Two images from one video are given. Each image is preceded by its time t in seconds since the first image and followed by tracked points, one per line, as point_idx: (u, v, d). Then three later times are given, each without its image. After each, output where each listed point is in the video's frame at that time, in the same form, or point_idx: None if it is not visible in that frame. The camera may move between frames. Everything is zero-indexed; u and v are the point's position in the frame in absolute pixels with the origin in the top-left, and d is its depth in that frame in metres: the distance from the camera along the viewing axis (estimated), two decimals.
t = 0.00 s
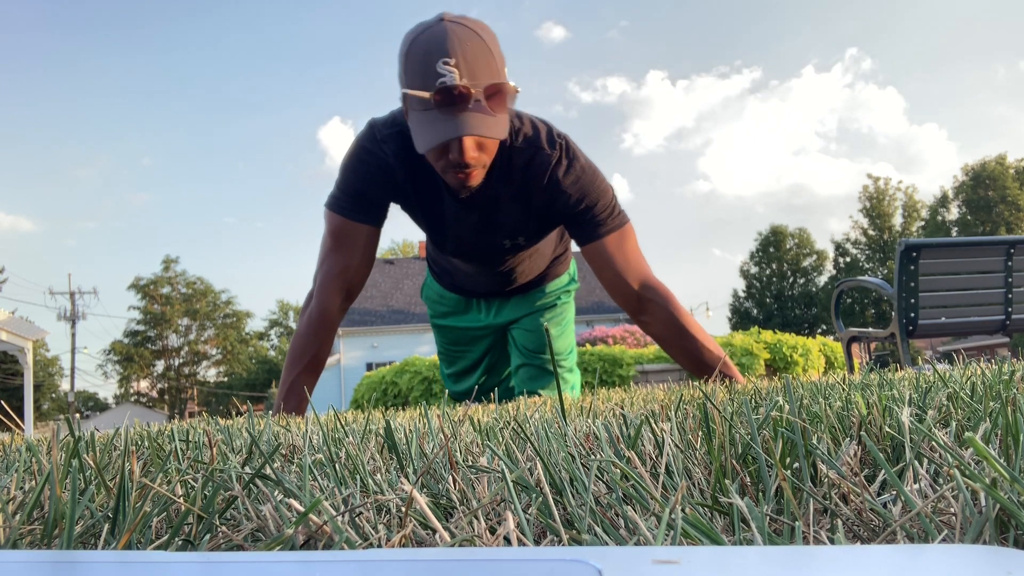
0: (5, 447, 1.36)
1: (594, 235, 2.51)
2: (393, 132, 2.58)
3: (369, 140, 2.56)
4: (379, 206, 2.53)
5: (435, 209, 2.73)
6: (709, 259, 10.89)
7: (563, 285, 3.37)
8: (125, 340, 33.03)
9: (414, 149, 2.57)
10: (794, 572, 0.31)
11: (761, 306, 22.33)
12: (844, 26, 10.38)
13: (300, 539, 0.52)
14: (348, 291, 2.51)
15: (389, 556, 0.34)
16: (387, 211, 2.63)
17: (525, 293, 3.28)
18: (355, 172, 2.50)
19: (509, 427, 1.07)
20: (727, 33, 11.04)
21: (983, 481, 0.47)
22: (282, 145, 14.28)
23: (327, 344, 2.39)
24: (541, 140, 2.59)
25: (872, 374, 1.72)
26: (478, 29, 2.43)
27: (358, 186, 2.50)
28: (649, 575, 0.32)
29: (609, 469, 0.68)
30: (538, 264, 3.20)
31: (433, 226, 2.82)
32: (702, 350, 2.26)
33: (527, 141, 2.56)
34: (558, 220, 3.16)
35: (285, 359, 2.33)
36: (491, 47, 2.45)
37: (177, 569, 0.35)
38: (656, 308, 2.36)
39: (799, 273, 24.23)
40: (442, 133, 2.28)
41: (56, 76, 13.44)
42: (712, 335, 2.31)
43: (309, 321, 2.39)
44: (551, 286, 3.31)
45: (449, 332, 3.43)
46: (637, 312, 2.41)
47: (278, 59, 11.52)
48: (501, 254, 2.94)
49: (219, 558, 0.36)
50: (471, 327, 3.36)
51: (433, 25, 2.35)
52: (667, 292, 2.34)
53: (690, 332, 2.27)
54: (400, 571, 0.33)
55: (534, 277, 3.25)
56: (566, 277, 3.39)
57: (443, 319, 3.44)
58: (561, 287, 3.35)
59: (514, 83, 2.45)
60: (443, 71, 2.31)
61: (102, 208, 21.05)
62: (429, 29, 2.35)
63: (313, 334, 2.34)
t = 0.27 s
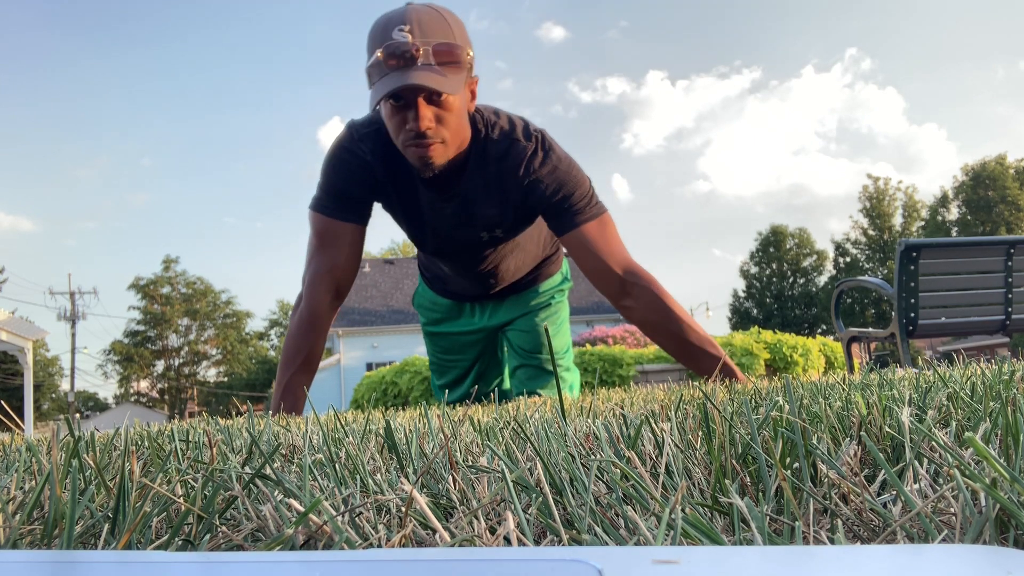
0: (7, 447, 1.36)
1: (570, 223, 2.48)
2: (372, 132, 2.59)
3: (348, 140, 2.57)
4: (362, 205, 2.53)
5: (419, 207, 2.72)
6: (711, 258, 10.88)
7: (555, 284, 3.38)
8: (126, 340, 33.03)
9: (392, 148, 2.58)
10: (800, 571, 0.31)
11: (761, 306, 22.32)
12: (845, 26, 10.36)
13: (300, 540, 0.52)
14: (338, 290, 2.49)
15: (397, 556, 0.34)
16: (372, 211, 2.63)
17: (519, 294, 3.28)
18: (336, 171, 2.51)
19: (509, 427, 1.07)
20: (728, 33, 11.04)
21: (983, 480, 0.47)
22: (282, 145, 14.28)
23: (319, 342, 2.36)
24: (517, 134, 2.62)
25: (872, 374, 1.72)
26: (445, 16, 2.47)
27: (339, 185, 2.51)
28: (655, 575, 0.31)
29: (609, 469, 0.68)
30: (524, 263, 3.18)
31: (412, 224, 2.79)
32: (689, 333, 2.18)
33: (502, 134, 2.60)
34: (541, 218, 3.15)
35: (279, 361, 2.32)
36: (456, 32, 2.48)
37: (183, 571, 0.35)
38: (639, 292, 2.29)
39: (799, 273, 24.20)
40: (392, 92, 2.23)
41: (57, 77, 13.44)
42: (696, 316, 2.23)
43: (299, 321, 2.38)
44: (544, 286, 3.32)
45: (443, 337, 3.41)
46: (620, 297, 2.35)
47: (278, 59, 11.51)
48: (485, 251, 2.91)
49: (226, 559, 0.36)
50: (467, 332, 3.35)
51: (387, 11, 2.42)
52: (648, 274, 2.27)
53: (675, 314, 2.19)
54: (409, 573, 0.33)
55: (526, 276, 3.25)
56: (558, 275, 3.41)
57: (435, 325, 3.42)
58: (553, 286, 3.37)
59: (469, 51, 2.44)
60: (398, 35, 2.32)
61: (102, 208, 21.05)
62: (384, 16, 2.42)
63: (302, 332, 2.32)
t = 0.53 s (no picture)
0: (6, 447, 1.36)
1: (577, 235, 2.52)
2: (384, 133, 2.58)
3: (361, 140, 2.56)
4: (371, 207, 2.52)
5: (427, 210, 2.71)
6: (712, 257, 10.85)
7: (553, 284, 3.37)
8: (126, 340, 33.03)
9: (404, 150, 2.57)
10: (797, 572, 0.31)
11: (761, 306, 22.30)
12: (845, 26, 10.35)
13: (299, 539, 0.52)
14: (342, 291, 2.49)
15: (395, 552, 0.34)
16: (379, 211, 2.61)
17: (518, 295, 3.27)
18: (348, 171, 2.49)
19: (509, 427, 1.07)
20: (727, 33, 11.03)
21: (984, 480, 0.47)
22: (282, 145, 14.28)
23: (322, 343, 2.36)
24: (532, 142, 2.63)
25: (872, 374, 1.72)
26: (477, 20, 2.48)
27: (349, 185, 2.49)
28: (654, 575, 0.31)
29: (608, 469, 0.68)
30: (526, 266, 3.17)
31: (421, 226, 2.79)
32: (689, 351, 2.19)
33: (518, 141, 2.60)
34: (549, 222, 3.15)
35: (281, 360, 2.32)
36: (486, 37, 2.48)
37: (177, 567, 0.35)
38: (644, 308, 2.32)
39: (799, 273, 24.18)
40: (419, 89, 2.22)
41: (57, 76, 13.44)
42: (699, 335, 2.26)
43: (302, 321, 2.38)
44: (542, 287, 3.31)
45: (442, 338, 3.42)
46: (624, 312, 2.38)
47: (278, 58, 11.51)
48: (491, 255, 2.91)
49: (220, 557, 0.36)
50: (466, 333, 3.35)
51: (422, 11, 2.44)
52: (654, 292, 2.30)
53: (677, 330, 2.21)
54: (402, 570, 0.33)
55: (526, 278, 3.24)
56: (557, 276, 3.40)
57: (436, 326, 3.42)
58: (552, 286, 3.35)
59: (499, 56, 2.46)
60: (430, 34, 2.34)
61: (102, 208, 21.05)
62: (418, 15, 2.45)
63: (305, 334, 2.32)
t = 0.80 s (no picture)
0: (6, 447, 1.36)
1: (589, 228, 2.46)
2: (393, 132, 2.56)
3: (369, 140, 2.55)
4: (380, 207, 2.51)
5: (438, 207, 2.70)
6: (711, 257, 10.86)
7: (563, 285, 3.34)
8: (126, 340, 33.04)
9: (413, 148, 2.55)
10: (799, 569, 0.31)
11: (761, 306, 22.31)
12: (844, 26, 10.36)
13: (300, 539, 0.52)
14: (348, 291, 2.48)
15: (393, 555, 0.34)
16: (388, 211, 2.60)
17: (524, 295, 3.26)
18: (356, 171, 2.49)
19: (508, 427, 1.07)
20: (727, 33, 11.04)
21: (983, 480, 0.47)
22: (282, 145, 14.29)
23: (328, 343, 2.37)
24: (544, 134, 2.59)
25: (871, 374, 1.72)
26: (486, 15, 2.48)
27: (356, 186, 2.48)
28: (652, 574, 0.32)
29: (609, 469, 0.68)
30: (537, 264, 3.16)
31: (432, 221, 2.78)
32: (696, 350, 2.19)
33: (530, 135, 2.57)
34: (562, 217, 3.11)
35: (285, 360, 2.33)
36: (497, 32, 2.48)
37: (177, 568, 0.35)
38: (651, 306, 2.31)
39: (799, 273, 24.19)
40: (430, 86, 2.22)
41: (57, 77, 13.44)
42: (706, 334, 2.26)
43: (308, 322, 2.38)
44: (551, 287, 3.29)
45: (450, 334, 3.44)
46: (631, 308, 2.37)
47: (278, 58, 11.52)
48: (504, 251, 2.90)
49: (220, 558, 0.36)
50: (472, 330, 3.37)
51: (436, 4, 2.43)
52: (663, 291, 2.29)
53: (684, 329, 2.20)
54: (403, 568, 0.33)
55: (534, 278, 3.22)
56: (567, 277, 3.37)
57: (444, 322, 3.45)
58: (561, 288, 3.33)
59: (511, 52, 2.45)
60: (441, 29, 2.34)
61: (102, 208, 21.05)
62: (428, 10, 2.44)
63: (311, 335, 2.33)
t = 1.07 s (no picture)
0: (6, 447, 1.36)
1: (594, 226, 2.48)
2: (397, 132, 2.55)
3: (373, 141, 2.54)
4: (382, 209, 2.51)
5: (442, 207, 2.70)
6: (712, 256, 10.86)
7: (563, 285, 3.34)
8: (126, 340, 33.00)
9: (417, 149, 2.55)
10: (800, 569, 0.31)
11: (761, 306, 22.30)
12: (845, 26, 10.34)
13: (300, 539, 0.52)
14: (348, 292, 2.47)
15: (392, 554, 0.34)
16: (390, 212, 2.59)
17: (524, 295, 3.27)
18: (359, 173, 2.48)
19: (509, 426, 1.07)
20: (728, 33, 11.02)
21: (982, 480, 0.48)
22: (282, 145, 14.28)
23: (329, 343, 2.38)
24: (550, 134, 2.59)
25: (871, 374, 1.72)
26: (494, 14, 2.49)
27: (358, 188, 2.48)
28: (653, 575, 0.32)
29: (608, 469, 0.68)
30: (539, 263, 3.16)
31: (437, 222, 2.78)
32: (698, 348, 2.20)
33: (536, 134, 2.57)
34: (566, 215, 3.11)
35: (284, 361, 2.33)
36: (504, 32, 2.49)
37: (177, 569, 0.35)
38: (654, 303, 2.33)
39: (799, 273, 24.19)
40: (441, 89, 2.23)
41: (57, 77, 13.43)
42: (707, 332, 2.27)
43: (308, 322, 2.38)
44: (550, 288, 3.29)
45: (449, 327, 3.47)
46: (634, 306, 2.39)
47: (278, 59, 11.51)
48: (508, 250, 2.89)
49: (222, 557, 0.36)
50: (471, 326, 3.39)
51: (444, 4, 2.43)
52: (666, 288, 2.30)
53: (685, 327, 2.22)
54: (402, 568, 0.33)
55: (534, 279, 3.22)
56: (566, 277, 3.35)
57: (444, 315, 3.47)
58: (560, 288, 3.33)
59: (520, 53, 2.46)
60: (451, 31, 2.35)
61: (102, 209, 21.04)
62: (436, 9, 2.44)
63: (310, 336, 2.32)
